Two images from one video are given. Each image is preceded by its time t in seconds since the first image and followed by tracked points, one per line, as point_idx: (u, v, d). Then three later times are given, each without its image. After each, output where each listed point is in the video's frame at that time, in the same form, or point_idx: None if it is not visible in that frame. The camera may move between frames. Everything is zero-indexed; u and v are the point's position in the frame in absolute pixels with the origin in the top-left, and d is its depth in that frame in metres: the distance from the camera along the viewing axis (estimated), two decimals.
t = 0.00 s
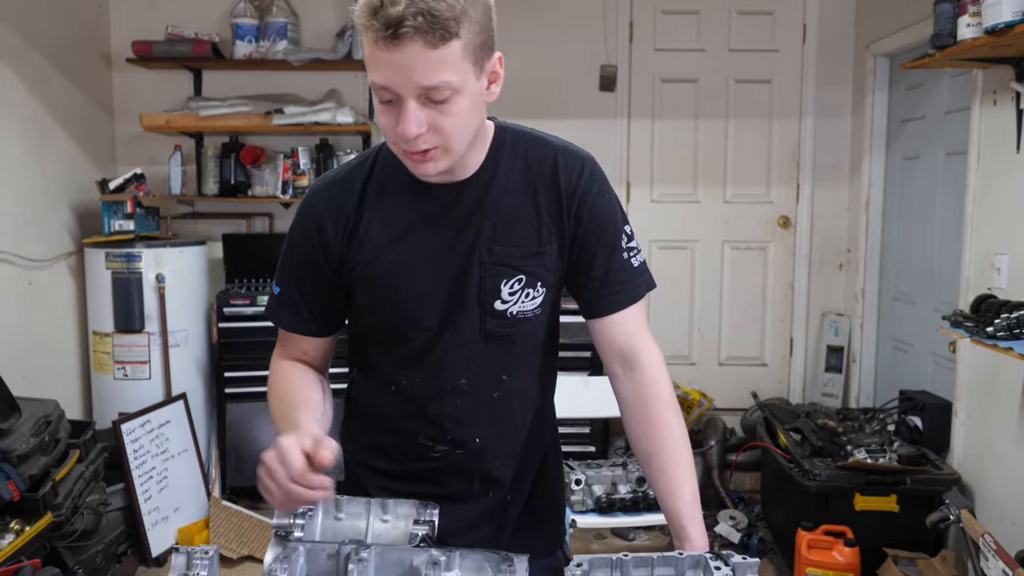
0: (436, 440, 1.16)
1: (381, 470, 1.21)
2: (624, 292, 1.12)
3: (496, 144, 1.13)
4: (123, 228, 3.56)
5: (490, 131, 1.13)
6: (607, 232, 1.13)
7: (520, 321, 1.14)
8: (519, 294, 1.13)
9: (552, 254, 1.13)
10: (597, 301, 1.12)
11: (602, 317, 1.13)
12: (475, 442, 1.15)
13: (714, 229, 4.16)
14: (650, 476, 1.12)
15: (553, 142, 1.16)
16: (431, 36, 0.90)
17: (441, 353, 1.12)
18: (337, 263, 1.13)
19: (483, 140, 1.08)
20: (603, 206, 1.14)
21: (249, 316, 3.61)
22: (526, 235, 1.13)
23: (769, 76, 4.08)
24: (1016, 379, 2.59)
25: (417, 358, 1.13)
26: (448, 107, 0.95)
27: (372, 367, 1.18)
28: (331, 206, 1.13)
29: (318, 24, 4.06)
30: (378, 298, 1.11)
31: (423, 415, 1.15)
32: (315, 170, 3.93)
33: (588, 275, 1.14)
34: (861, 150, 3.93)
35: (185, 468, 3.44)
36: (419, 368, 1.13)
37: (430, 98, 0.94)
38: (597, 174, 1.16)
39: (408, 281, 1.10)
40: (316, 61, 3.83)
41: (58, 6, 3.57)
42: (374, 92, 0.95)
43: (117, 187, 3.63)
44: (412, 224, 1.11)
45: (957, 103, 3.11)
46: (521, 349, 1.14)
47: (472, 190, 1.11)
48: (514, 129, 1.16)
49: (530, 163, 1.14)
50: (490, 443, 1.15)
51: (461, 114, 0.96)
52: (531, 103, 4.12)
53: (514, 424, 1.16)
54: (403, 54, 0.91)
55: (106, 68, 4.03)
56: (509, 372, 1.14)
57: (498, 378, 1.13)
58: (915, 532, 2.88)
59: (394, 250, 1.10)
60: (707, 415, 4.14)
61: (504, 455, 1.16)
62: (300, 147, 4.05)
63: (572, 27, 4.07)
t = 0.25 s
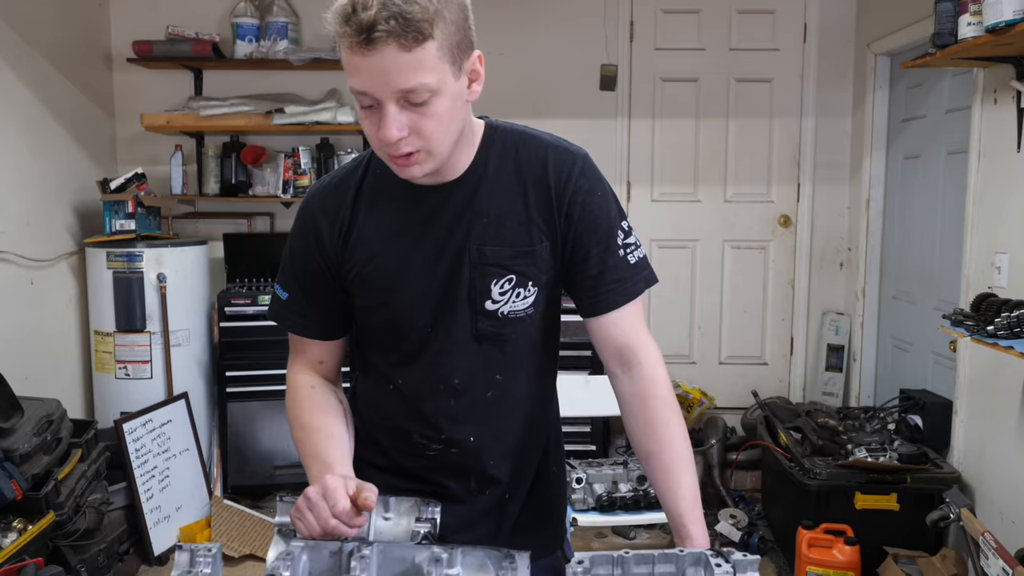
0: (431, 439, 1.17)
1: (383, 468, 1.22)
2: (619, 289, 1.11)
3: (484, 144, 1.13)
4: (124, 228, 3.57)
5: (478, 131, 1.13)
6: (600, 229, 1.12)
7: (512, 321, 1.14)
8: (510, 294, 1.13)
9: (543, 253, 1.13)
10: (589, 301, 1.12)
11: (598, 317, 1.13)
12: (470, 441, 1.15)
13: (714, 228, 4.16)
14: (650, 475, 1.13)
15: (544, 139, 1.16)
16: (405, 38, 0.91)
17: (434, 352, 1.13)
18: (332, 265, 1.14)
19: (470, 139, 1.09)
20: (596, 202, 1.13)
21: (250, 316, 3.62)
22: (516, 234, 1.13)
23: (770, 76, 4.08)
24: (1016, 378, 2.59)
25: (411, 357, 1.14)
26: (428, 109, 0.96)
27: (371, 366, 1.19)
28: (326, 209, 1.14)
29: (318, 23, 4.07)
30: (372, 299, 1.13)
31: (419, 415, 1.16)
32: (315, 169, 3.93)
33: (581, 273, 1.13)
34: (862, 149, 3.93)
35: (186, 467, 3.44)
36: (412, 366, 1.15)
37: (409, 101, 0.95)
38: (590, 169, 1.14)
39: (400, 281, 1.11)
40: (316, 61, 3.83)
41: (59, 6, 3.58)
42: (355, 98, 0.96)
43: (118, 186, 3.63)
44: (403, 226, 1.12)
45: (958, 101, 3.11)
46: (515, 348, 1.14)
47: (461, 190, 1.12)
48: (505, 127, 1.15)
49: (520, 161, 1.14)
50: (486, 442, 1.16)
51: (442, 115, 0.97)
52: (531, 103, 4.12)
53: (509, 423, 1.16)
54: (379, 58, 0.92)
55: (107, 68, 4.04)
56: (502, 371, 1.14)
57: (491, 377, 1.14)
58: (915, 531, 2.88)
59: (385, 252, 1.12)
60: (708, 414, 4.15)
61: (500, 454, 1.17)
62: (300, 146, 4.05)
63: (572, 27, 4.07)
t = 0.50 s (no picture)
0: (431, 437, 1.17)
1: (384, 466, 1.23)
2: (617, 287, 1.12)
3: (482, 142, 1.14)
4: (126, 228, 3.58)
5: (476, 129, 1.13)
6: (598, 226, 1.13)
7: (511, 318, 1.14)
8: (508, 291, 1.13)
9: (541, 250, 1.14)
10: (587, 299, 1.13)
11: (596, 315, 1.14)
12: (470, 438, 1.16)
13: (715, 228, 4.17)
14: (649, 475, 1.13)
15: (541, 137, 1.17)
16: (407, 39, 0.92)
17: (432, 350, 1.14)
18: (331, 265, 1.16)
19: (468, 138, 1.10)
20: (593, 199, 1.13)
21: (251, 315, 3.63)
22: (514, 232, 1.13)
23: (771, 76, 4.09)
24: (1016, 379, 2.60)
25: (409, 355, 1.15)
26: (428, 110, 0.96)
27: (371, 365, 1.20)
28: (324, 209, 1.16)
29: (319, 24, 4.08)
30: (370, 297, 1.13)
31: (418, 413, 1.17)
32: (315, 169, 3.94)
33: (579, 271, 1.14)
34: (864, 149, 3.94)
35: (188, 466, 3.45)
36: (411, 364, 1.15)
37: (410, 101, 0.95)
38: (587, 166, 1.15)
39: (397, 280, 1.12)
40: (316, 61, 3.84)
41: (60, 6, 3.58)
42: (355, 98, 0.97)
43: (119, 187, 3.63)
44: (401, 225, 1.13)
45: (960, 101, 3.11)
46: (513, 347, 1.15)
47: (458, 188, 1.12)
48: (502, 126, 1.16)
49: (518, 160, 1.15)
50: (486, 440, 1.16)
51: (442, 116, 0.98)
52: (532, 103, 4.13)
53: (509, 421, 1.17)
54: (380, 59, 0.92)
55: (108, 68, 4.05)
56: (502, 369, 1.15)
57: (490, 375, 1.15)
58: (915, 531, 2.89)
59: (383, 250, 1.12)
60: (708, 414, 4.15)
61: (500, 452, 1.17)
62: (301, 146, 4.06)
63: (573, 27, 4.08)
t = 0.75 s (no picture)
0: (431, 424, 1.18)
1: (384, 453, 1.23)
2: (619, 275, 1.12)
3: (484, 129, 1.14)
4: (128, 217, 3.58)
5: (479, 116, 1.13)
6: (600, 214, 1.13)
7: (512, 305, 1.15)
8: (510, 279, 1.13)
9: (543, 238, 1.14)
10: (588, 287, 1.13)
11: (597, 302, 1.14)
12: (470, 425, 1.17)
13: (716, 218, 4.16)
14: (648, 461, 1.14)
15: (543, 124, 1.17)
16: (418, 21, 0.92)
17: (433, 337, 1.14)
18: (332, 250, 1.15)
19: (472, 125, 1.10)
20: (595, 187, 1.14)
21: (253, 304, 3.63)
22: (516, 219, 1.13)
23: (774, 65, 4.07)
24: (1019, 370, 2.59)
25: (409, 342, 1.15)
26: (437, 94, 0.96)
27: (370, 351, 1.20)
28: (325, 194, 1.15)
29: (319, 12, 4.06)
30: (371, 284, 1.13)
31: (418, 400, 1.17)
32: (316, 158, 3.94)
33: (580, 259, 1.14)
34: (867, 139, 3.93)
35: (191, 454, 3.46)
36: (411, 351, 1.15)
37: (418, 85, 0.95)
38: (590, 154, 1.15)
39: (399, 266, 1.12)
40: (317, 50, 3.83)
41: None
42: (363, 81, 0.96)
43: (120, 177, 3.63)
44: (403, 211, 1.13)
45: (966, 90, 3.10)
46: (515, 334, 1.15)
47: (460, 175, 1.12)
48: (504, 113, 1.16)
49: (520, 147, 1.15)
50: (485, 426, 1.17)
51: (449, 101, 0.98)
52: (533, 92, 4.12)
53: (510, 408, 1.17)
54: (390, 40, 0.92)
55: (109, 57, 4.04)
56: (503, 356, 1.15)
57: (491, 362, 1.15)
58: (915, 520, 2.90)
59: (384, 236, 1.12)
60: (708, 404, 4.16)
61: (499, 439, 1.18)
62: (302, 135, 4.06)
63: (575, 15, 4.06)
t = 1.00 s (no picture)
0: (433, 416, 1.17)
1: (383, 446, 1.23)
2: (623, 268, 1.12)
3: (492, 121, 1.13)
4: (130, 208, 3.58)
5: (488, 108, 1.13)
6: (606, 208, 1.13)
7: (518, 297, 1.14)
8: (516, 271, 1.13)
9: (550, 230, 1.14)
10: (593, 280, 1.13)
11: (601, 295, 1.14)
12: (473, 416, 1.16)
13: (719, 209, 4.15)
14: (648, 453, 1.13)
15: (550, 117, 1.16)
16: (437, 14, 0.91)
17: (439, 328, 1.13)
18: (338, 239, 1.14)
19: (481, 117, 1.09)
20: (602, 181, 1.14)
21: (255, 296, 3.63)
22: (523, 212, 1.13)
23: (777, 55, 4.04)
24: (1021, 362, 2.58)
25: (414, 334, 1.15)
26: (449, 87, 0.96)
27: (372, 343, 1.19)
28: (333, 183, 1.14)
29: (322, 3, 4.05)
30: (377, 274, 1.12)
31: (422, 392, 1.16)
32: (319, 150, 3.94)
33: (585, 252, 1.14)
34: (870, 130, 3.91)
35: (192, 445, 3.47)
36: (416, 343, 1.15)
37: (431, 77, 0.95)
38: (596, 149, 1.15)
39: (406, 257, 1.11)
40: (319, 41, 3.82)
41: None
42: (376, 68, 0.95)
43: (123, 167, 3.62)
44: (409, 202, 1.12)
45: (968, 81, 3.08)
46: (520, 326, 1.15)
47: (468, 166, 1.11)
48: (510, 105, 1.15)
49: (527, 139, 1.14)
50: (488, 418, 1.16)
51: (460, 93, 0.98)
52: (535, 82, 4.10)
53: (514, 400, 1.17)
54: (407, 31, 0.91)
55: (111, 48, 4.03)
56: (507, 348, 1.15)
57: (496, 354, 1.15)
58: (917, 511, 2.89)
59: (392, 227, 1.11)
60: (710, 395, 4.16)
61: (501, 432, 1.17)
62: (304, 126, 4.05)
63: (577, 6, 4.04)
